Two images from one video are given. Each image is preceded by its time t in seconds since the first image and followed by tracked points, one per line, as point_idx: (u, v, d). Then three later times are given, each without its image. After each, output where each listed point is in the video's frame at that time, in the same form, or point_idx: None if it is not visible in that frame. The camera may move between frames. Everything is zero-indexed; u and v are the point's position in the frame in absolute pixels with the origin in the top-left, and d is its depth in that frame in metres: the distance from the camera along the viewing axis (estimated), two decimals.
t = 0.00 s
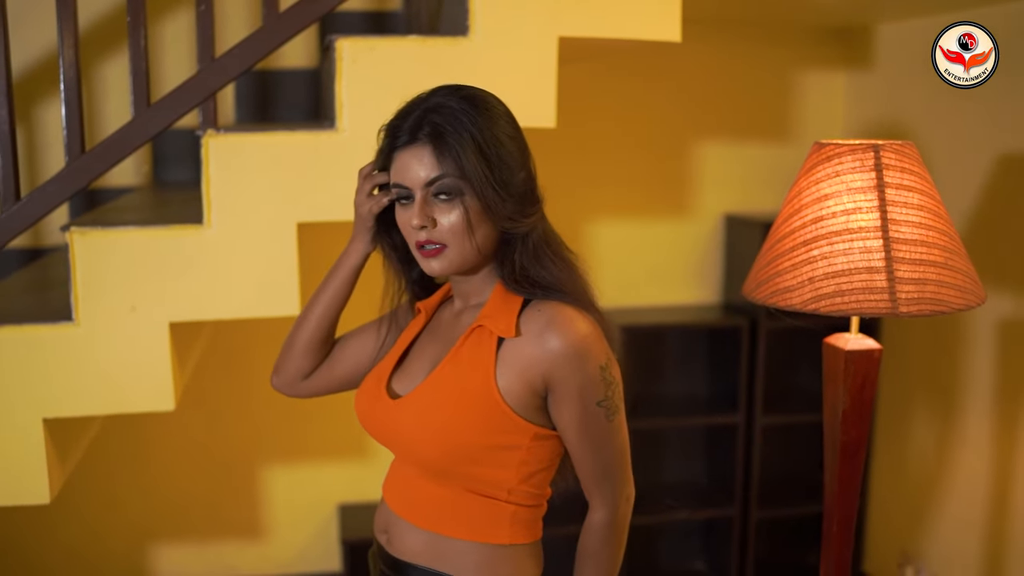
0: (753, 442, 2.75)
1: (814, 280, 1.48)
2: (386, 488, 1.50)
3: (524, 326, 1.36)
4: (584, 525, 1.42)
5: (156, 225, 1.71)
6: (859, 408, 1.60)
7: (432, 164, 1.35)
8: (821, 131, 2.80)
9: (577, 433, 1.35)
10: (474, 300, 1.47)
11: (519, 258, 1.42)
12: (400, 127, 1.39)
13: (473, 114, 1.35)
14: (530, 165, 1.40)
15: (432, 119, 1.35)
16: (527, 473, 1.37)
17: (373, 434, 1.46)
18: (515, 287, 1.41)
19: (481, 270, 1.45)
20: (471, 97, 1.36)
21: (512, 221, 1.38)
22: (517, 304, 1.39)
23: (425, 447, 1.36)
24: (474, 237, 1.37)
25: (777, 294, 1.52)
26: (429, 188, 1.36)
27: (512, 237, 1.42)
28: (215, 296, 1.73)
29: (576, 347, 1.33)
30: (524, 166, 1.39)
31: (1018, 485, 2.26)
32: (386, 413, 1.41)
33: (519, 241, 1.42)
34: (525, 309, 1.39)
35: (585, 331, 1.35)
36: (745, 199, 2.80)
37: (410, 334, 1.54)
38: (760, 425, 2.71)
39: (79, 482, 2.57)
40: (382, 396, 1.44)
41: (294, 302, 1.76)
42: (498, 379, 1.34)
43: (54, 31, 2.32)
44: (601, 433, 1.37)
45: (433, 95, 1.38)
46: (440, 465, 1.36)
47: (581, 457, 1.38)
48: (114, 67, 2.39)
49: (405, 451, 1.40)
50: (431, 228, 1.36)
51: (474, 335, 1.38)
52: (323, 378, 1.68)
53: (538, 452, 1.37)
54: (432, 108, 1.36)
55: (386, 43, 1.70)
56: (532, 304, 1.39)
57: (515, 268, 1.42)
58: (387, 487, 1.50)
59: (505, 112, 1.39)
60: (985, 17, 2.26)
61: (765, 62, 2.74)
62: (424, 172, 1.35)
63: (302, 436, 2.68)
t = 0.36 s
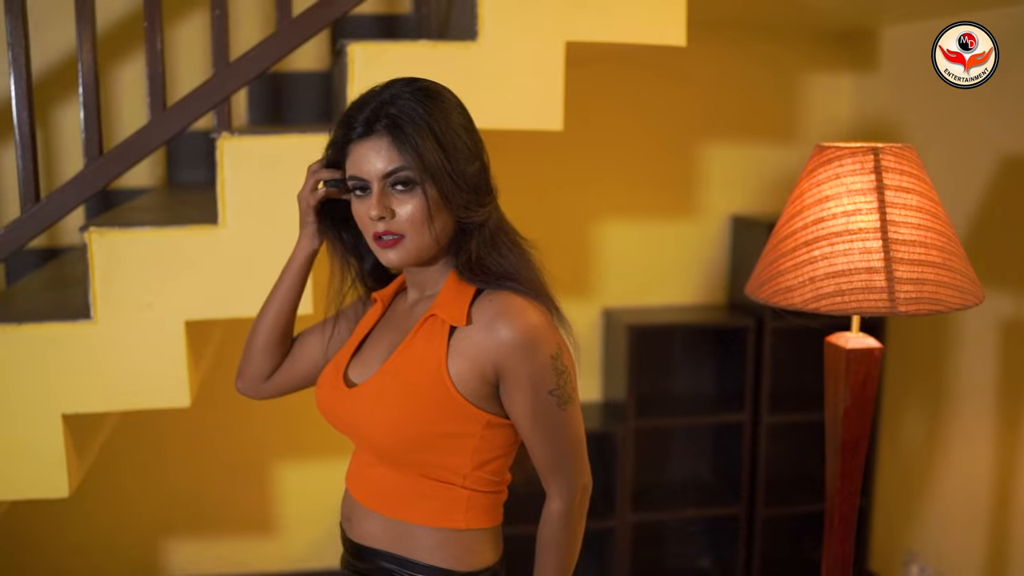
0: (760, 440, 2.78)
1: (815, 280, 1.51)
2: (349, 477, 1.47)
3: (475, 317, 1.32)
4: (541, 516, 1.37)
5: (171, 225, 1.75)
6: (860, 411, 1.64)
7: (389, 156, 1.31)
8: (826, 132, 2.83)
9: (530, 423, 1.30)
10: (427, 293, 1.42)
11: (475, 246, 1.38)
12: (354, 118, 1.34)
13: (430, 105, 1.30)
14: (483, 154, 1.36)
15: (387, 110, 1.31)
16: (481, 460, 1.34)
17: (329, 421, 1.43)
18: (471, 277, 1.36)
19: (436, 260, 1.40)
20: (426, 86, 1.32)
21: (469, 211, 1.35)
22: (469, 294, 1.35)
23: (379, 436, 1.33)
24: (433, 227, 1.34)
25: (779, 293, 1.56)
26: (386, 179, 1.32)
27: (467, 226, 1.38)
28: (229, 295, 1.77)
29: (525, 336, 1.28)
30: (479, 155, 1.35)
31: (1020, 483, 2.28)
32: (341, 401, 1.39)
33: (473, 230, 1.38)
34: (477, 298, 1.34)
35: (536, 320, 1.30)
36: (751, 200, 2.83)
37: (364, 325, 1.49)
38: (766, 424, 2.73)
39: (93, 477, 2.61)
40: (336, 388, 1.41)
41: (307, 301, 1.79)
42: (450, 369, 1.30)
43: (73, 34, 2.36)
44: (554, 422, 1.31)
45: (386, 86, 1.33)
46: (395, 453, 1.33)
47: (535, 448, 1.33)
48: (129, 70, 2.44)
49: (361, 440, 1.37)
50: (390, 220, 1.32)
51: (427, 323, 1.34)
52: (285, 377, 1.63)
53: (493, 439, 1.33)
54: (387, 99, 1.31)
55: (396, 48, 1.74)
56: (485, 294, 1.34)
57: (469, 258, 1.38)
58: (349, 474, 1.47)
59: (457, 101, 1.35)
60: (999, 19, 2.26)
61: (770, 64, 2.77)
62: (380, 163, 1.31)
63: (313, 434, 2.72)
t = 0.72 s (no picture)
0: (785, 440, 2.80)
1: (838, 280, 1.54)
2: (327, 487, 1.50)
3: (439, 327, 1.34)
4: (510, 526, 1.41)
5: (210, 224, 1.80)
6: (883, 402, 1.66)
7: (359, 169, 1.34)
8: (853, 133, 2.85)
9: (495, 434, 1.33)
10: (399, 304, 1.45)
11: (445, 256, 1.40)
12: (326, 133, 1.37)
13: (399, 118, 1.33)
14: (454, 166, 1.39)
15: (357, 124, 1.34)
16: (450, 470, 1.36)
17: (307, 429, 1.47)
18: (440, 287, 1.38)
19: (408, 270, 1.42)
20: (396, 101, 1.34)
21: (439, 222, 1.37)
22: (438, 305, 1.37)
23: (349, 445, 1.36)
24: (403, 237, 1.36)
25: (803, 293, 1.59)
26: (356, 191, 1.34)
27: (439, 237, 1.41)
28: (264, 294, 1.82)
29: (490, 349, 1.31)
30: (449, 168, 1.37)
31: None
32: (315, 413, 1.42)
33: (444, 240, 1.41)
34: (444, 309, 1.36)
35: (502, 332, 1.32)
36: (778, 201, 2.85)
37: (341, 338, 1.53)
38: (792, 424, 2.76)
39: (132, 470, 2.68)
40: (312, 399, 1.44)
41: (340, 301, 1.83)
42: (417, 381, 1.32)
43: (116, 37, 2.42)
44: (520, 435, 1.34)
45: (357, 102, 1.36)
46: (366, 463, 1.36)
47: (501, 459, 1.36)
48: (167, 72, 2.49)
49: (334, 450, 1.40)
50: (360, 231, 1.34)
51: (397, 336, 1.36)
52: (279, 403, 1.65)
53: (460, 450, 1.36)
54: (358, 112, 1.34)
55: (428, 52, 1.78)
56: (453, 305, 1.36)
57: (440, 268, 1.40)
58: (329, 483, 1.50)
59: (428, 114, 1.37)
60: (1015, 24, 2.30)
61: (797, 67, 2.79)
62: (351, 176, 1.34)
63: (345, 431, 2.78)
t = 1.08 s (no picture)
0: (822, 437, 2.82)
1: (873, 277, 1.56)
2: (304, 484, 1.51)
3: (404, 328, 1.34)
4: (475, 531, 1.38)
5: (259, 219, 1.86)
6: (918, 399, 1.68)
7: (333, 170, 1.36)
8: (893, 132, 2.85)
9: (458, 438, 1.31)
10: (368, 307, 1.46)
11: (417, 258, 1.41)
12: (304, 133, 1.40)
13: (373, 122, 1.35)
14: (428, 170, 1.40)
15: (333, 126, 1.36)
16: (416, 471, 1.36)
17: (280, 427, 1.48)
18: (410, 289, 1.39)
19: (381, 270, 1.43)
20: (372, 105, 1.36)
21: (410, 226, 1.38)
22: (407, 306, 1.37)
23: (316, 445, 1.38)
24: (374, 238, 1.38)
25: (840, 289, 1.61)
26: (328, 191, 1.36)
27: (412, 240, 1.42)
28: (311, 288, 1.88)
29: (453, 351, 1.29)
30: (423, 175, 1.38)
31: None
32: (287, 412, 1.43)
33: (416, 243, 1.42)
34: (414, 310, 1.36)
35: (466, 334, 1.31)
36: (817, 200, 2.86)
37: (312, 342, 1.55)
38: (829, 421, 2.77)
39: (182, 460, 2.76)
40: (283, 400, 1.46)
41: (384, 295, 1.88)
42: (381, 382, 1.32)
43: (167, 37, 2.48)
44: (483, 440, 1.32)
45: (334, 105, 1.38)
46: (333, 462, 1.37)
47: (466, 463, 1.33)
48: (215, 72, 2.55)
49: (304, 449, 1.41)
50: (332, 230, 1.36)
51: (364, 337, 1.37)
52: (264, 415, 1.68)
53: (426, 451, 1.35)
54: (333, 115, 1.36)
55: (471, 52, 1.82)
56: (422, 306, 1.36)
57: (411, 270, 1.41)
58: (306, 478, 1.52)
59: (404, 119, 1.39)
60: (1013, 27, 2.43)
61: (837, 66, 2.80)
62: (325, 176, 1.36)
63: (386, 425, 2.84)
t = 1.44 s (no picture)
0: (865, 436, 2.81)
1: (917, 272, 1.57)
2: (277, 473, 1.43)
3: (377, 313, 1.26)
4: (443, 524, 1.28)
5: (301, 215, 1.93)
6: (961, 395, 1.68)
7: (308, 154, 1.28)
8: (940, 131, 2.85)
9: (428, 426, 1.22)
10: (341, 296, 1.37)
11: (392, 245, 1.33)
12: (279, 117, 1.32)
13: (351, 108, 1.27)
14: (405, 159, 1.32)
15: (309, 111, 1.28)
16: (389, 458, 1.27)
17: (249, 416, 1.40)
18: (383, 276, 1.30)
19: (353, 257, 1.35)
20: (349, 91, 1.28)
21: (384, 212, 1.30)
22: (379, 292, 1.28)
23: (286, 432, 1.29)
24: (347, 223, 1.30)
25: (884, 285, 1.63)
26: (303, 176, 1.28)
27: (386, 226, 1.33)
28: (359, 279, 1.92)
29: (424, 335, 1.21)
30: (399, 164, 1.30)
31: None
32: (258, 399, 1.35)
33: (389, 230, 1.33)
34: (386, 297, 1.27)
35: (440, 318, 1.23)
36: (862, 199, 2.86)
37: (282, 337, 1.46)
38: (873, 421, 2.75)
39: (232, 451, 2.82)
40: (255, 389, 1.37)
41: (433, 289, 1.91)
42: (351, 366, 1.24)
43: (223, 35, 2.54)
44: (453, 427, 1.23)
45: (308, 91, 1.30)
46: (303, 449, 1.29)
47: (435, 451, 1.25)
48: (267, 70, 2.61)
49: (274, 436, 1.33)
50: (305, 214, 1.28)
51: (338, 322, 1.29)
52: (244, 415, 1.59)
53: (397, 438, 1.26)
54: (311, 99, 1.28)
55: (519, 50, 1.85)
56: (394, 292, 1.27)
57: (384, 256, 1.32)
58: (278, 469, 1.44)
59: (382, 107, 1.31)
60: (1015, 32, 2.69)
61: (884, 64, 2.80)
62: (299, 160, 1.28)
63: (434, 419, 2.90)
